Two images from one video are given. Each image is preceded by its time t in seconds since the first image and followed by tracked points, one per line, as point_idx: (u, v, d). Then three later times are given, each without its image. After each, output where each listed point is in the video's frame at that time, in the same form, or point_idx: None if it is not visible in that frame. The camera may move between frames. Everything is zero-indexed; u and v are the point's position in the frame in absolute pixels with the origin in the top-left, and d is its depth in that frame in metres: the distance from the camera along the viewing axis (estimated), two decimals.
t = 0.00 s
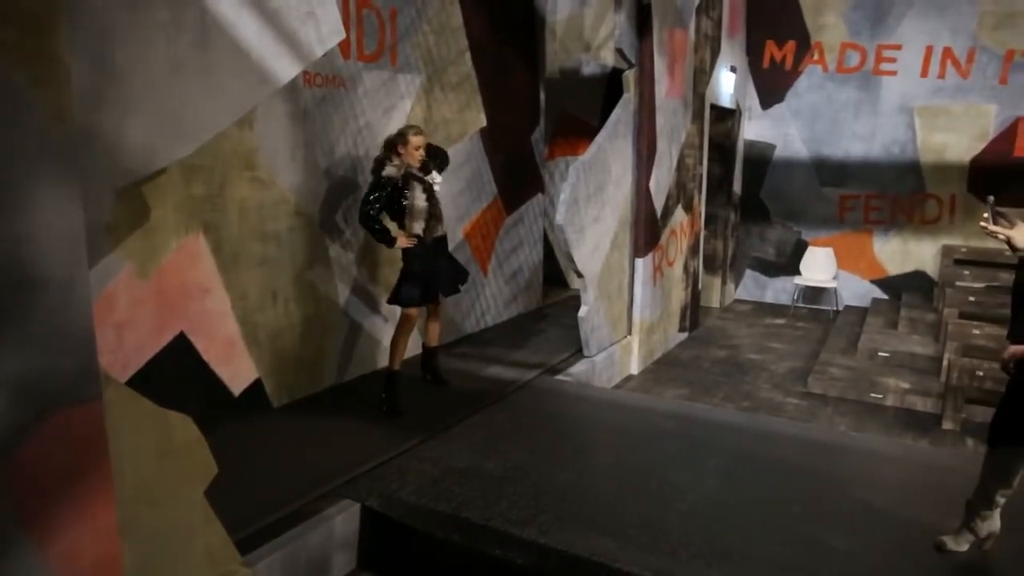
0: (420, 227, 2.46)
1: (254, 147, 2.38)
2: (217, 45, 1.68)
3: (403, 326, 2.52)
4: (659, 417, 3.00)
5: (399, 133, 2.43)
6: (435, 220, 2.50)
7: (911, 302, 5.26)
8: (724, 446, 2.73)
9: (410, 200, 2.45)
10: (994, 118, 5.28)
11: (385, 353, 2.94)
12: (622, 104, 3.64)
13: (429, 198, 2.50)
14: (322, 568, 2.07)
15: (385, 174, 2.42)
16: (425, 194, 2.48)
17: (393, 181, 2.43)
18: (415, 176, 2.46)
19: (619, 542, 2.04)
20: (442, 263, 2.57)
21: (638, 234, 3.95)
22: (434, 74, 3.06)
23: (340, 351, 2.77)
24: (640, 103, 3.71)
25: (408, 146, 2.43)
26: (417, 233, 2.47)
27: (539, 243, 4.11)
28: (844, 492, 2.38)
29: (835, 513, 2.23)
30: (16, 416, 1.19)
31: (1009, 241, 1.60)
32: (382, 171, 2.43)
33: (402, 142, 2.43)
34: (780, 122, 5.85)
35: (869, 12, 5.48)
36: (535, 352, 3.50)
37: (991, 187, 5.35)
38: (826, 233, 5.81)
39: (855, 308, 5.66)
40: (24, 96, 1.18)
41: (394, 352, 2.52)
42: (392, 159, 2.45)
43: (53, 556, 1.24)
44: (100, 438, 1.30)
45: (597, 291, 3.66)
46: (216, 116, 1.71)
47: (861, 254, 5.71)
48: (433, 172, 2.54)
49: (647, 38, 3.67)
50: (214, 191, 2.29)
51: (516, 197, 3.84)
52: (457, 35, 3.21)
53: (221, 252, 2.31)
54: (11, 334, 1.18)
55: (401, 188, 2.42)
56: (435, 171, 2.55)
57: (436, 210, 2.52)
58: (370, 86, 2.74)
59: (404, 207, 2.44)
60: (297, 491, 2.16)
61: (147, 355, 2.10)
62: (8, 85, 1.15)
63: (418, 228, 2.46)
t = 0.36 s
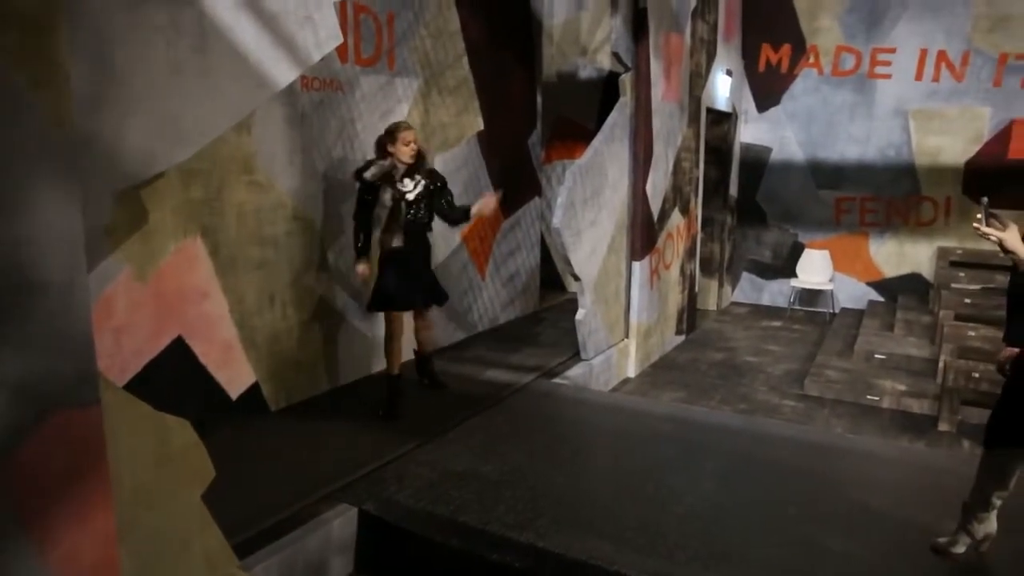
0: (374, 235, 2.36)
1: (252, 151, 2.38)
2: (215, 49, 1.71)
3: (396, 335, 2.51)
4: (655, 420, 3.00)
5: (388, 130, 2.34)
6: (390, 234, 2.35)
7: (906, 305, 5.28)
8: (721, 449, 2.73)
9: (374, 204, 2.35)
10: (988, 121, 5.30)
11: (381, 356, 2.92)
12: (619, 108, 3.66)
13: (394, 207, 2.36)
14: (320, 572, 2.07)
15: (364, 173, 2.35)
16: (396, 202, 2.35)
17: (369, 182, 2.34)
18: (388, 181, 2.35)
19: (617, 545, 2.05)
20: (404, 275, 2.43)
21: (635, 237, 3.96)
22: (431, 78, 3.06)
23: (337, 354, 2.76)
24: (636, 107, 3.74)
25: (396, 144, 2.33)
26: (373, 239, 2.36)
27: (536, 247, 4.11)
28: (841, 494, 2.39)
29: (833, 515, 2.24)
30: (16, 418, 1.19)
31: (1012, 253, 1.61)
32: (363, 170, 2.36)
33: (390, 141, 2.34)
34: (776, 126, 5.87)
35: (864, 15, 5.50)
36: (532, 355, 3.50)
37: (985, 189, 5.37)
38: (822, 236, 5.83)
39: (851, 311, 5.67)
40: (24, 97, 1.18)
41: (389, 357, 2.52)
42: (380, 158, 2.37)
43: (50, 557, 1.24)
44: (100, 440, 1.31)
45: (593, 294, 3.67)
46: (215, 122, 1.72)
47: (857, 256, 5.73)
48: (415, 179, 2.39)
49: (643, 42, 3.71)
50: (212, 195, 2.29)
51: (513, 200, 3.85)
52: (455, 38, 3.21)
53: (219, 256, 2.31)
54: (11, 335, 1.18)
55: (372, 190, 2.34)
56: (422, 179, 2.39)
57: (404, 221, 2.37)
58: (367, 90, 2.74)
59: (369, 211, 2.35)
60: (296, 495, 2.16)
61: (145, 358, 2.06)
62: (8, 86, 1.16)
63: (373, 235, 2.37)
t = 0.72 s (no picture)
0: (375, 258, 2.34)
1: (250, 174, 2.41)
2: (211, 74, 1.80)
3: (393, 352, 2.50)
4: (655, 437, 3.00)
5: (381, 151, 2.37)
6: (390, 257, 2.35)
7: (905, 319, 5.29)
8: (721, 466, 2.73)
9: (371, 226, 2.35)
10: (982, 134, 5.33)
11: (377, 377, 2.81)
12: (614, 127, 3.79)
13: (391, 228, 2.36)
14: None
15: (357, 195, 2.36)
16: (393, 223, 2.36)
17: (363, 203, 2.35)
18: (385, 203, 2.36)
19: (616, 563, 2.04)
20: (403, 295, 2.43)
21: (632, 256, 3.99)
22: (428, 99, 3.07)
23: (337, 376, 2.71)
24: (632, 126, 3.89)
25: (391, 161, 2.36)
26: (372, 262, 2.35)
27: (534, 266, 4.11)
28: (841, 510, 2.38)
29: (832, 531, 2.23)
30: (15, 445, 1.22)
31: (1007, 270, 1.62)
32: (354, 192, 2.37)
33: (382, 161, 2.37)
34: (770, 142, 5.91)
35: (855, 32, 5.55)
36: (531, 374, 3.51)
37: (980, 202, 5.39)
38: (819, 251, 5.86)
39: (850, 326, 5.67)
40: (20, 128, 1.23)
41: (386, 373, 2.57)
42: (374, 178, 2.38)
43: None
44: (97, 465, 1.33)
45: (592, 313, 3.68)
46: (209, 145, 1.82)
47: (855, 270, 5.74)
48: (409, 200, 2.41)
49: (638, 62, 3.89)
50: (211, 218, 2.31)
51: (510, 220, 3.86)
52: (451, 60, 3.21)
53: (217, 278, 2.33)
54: (9, 362, 1.21)
55: (368, 211, 2.35)
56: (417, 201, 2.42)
57: (402, 242, 2.38)
58: (365, 112, 2.73)
59: (366, 233, 2.34)
60: (294, 519, 2.18)
61: (144, 382, 1.99)
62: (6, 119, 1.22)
63: (374, 258, 2.34)
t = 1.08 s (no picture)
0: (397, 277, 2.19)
1: (243, 182, 2.37)
2: (203, 83, 1.83)
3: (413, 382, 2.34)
4: (650, 443, 3.00)
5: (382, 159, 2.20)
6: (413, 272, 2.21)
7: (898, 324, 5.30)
8: (716, 472, 2.72)
9: (387, 243, 2.20)
10: (972, 141, 5.37)
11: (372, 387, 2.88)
12: (608, 134, 3.66)
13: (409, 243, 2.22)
14: None
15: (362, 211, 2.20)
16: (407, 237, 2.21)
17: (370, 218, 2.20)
18: (395, 215, 2.21)
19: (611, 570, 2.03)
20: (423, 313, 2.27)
21: (626, 262, 3.99)
22: (420, 106, 3.08)
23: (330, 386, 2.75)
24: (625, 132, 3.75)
25: (394, 171, 2.18)
26: (392, 282, 2.20)
27: (527, 272, 4.09)
28: (836, 514, 2.38)
29: (829, 535, 2.23)
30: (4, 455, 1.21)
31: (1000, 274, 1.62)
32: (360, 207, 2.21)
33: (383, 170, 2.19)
34: (763, 149, 5.93)
35: (846, 39, 5.58)
36: (527, 380, 3.50)
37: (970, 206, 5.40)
38: (810, 257, 5.87)
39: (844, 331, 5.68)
40: (13, 136, 1.22)
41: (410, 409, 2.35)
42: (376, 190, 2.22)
43: None
44: (89, 475, 1.33)
45: (586, 319, 3.67)
46: (199, 153, 1.78)
47: (848, 274, 5.75)
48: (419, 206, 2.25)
49: (630, 69, 3.71)
50: (203, 226, 2.26)
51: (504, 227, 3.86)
52: (443, 67, 3.22)
53: (210, 286, 2.28)
54: None
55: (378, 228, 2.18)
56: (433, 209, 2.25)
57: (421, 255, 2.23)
58: (357, 120, 2.74)
59: (380, 249, 2.20)
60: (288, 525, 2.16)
61: (134, 391, 1.97)
62: None
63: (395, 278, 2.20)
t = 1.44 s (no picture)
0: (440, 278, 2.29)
1: (242, 183, 2.34)
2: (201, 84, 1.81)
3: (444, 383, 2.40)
4: (648, 445, 2.99)
5: (407, 162, 2.24)
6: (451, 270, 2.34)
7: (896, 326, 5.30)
8: (716, 474, 2.73)
9: (426, 244, 2.26)
10: (971, 143, 5.36)
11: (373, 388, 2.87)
12: (606, 136, 3.81)
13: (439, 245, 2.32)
14: None
15: (401, 212, 2.20)
16: (437, 238, 2.30)
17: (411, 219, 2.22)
18: (428, 216, 2.28)
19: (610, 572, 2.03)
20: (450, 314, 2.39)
21: (626, 263, 4.01)
22: (419, 107, 3.07)
23: (329, 387, 2.74)
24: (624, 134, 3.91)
25: (421, 173, 2.24)
26: (432, 284, 2.27)
27: (526, 275, 4.05)
28: (837, 516, 2.39)
29: (831, 538, 2.23)
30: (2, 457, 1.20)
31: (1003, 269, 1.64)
32: (394, 207, 2.21)
33: (406, 172, 2.24)
34: (763, 151, 5.94)
35: (846, 41, 5.59)
36: (524, 380, 3.52)
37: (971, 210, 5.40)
38: (811, 258, 5.86)
39: (842, 333, 5.69)
40: (11, 137, 1.22)
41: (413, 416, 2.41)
42: (400, 193, 2.24)
43: None
44: (87, 479, 1.32)
45: (584, 321, 3.67)
46: (198, 153, 1.83)
47: (846, 277, 5.75)
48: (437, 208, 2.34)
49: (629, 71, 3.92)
50: (203, 227, 2.20)
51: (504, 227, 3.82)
52: (443, 68, 3.22)
53: (208, 287, 2.21)
54: None
55: (417, 229, 2.22)
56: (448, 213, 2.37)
57: (450, 256, 2.34)
58: (357, 121, 2.75)
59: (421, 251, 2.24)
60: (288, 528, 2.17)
61: (134, 392, 1.87)
62: None
63: (436, 281, 2.28)
